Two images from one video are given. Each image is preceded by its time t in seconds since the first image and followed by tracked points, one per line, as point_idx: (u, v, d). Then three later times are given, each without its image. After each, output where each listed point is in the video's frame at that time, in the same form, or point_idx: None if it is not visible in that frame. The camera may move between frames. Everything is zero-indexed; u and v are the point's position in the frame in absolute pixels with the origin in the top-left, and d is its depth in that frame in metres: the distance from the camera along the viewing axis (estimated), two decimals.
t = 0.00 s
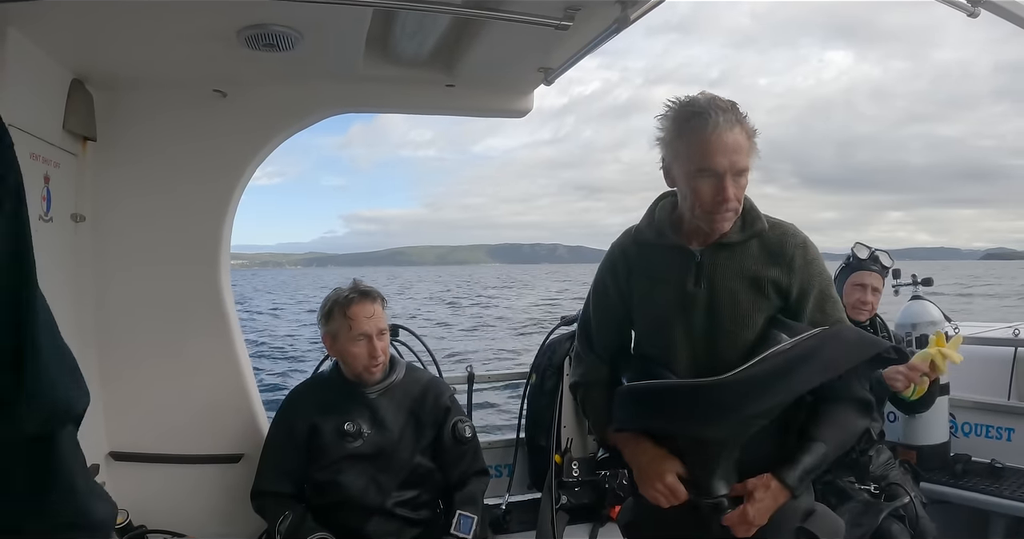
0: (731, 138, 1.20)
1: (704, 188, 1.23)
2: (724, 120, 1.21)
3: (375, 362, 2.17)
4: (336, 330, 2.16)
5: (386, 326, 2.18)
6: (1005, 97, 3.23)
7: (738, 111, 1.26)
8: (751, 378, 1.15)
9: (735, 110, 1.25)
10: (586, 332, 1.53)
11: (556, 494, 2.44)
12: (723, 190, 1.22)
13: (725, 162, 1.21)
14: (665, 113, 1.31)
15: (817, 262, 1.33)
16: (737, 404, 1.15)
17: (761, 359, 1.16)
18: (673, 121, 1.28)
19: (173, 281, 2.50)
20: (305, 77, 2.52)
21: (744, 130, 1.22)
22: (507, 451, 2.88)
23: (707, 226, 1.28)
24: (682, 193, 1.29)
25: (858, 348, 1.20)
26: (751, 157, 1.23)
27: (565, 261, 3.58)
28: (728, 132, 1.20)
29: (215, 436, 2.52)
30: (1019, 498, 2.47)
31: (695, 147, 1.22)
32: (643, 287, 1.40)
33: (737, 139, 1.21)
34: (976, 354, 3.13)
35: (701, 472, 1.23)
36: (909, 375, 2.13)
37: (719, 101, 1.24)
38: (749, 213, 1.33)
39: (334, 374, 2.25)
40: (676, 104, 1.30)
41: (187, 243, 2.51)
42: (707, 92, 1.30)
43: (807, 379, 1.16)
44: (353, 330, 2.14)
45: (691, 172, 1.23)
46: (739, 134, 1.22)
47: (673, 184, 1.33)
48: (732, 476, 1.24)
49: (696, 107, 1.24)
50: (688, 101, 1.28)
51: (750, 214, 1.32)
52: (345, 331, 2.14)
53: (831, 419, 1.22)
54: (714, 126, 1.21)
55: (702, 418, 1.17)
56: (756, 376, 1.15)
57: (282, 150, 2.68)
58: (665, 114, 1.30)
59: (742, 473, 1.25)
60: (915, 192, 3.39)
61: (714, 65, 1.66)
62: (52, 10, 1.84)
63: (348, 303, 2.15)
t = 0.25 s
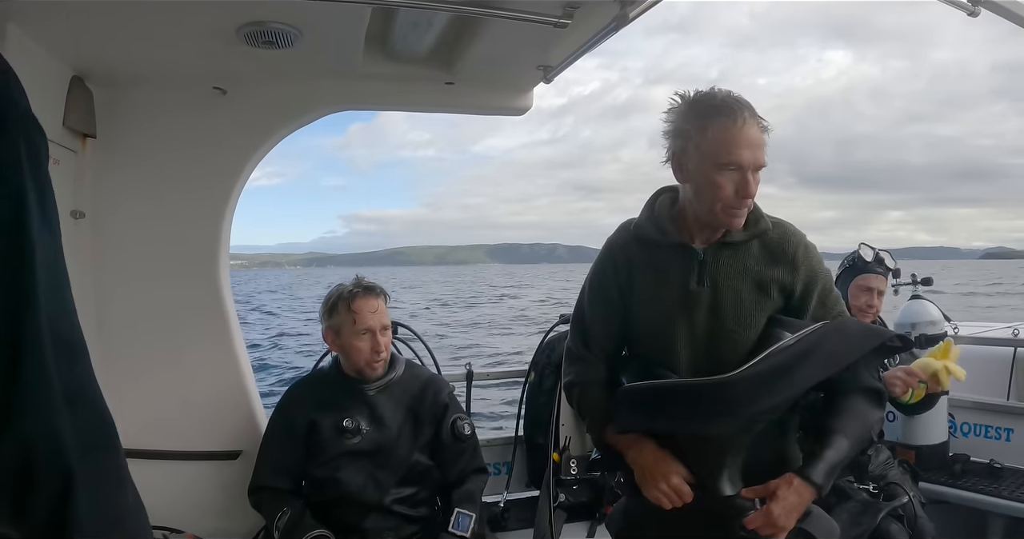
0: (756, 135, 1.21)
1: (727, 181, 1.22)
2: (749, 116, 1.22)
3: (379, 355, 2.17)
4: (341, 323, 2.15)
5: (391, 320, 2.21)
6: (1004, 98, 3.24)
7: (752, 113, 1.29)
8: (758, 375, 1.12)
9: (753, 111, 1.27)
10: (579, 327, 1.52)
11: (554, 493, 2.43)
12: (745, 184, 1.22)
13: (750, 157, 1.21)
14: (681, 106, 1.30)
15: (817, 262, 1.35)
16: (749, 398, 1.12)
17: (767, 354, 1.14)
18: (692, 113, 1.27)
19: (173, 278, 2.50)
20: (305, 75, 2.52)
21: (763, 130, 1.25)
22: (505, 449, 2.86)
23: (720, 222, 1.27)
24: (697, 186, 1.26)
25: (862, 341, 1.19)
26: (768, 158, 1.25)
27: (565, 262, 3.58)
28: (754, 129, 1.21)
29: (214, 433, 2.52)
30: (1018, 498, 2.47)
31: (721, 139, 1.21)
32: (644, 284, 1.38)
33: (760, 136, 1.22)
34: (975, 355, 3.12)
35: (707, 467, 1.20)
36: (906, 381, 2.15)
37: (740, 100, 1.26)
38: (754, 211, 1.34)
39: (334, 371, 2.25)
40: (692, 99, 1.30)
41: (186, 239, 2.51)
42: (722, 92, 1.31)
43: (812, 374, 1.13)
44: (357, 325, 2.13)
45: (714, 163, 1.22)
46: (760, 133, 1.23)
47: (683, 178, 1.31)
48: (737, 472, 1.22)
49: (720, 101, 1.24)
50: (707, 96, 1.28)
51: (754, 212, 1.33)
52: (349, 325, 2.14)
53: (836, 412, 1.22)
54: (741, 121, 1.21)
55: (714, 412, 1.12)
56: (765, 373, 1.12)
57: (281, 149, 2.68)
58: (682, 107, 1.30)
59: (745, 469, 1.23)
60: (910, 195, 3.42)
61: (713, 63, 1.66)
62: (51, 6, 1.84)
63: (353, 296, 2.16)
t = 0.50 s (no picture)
0: (762, 136, 1.19)
1: (729, 183, 1.21)
2: (757, 117, 1.19)
3: (374, 355, 2.16)
4: (336, 322, 2.15)
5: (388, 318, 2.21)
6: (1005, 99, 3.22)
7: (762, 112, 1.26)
8: (767, 376, 1.09)
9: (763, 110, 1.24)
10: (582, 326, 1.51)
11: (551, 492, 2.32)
12: (748, 187, 1.20)
13: (755, 158, 1.19)
14: (687, 104, 1.28)
15: (824, 264, 1.34)
16: (757, 401, 1.09)
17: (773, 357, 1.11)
18: (699, 111, 1.25)
19: (172, 277, 2.49)
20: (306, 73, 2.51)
21: (771, 130, 1.22)
22: (504, 449, 2.84)
23: (723, 224, 1.26)
24: (701, 187, 1.26)
25: (870, 344, 1.17)
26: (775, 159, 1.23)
27: (564, 262, 3.56)
28: (761, 129, 1.19)
29: (213, 432, 2.52)
30: (1018, 501, 2.46)
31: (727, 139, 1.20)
32: (647, 286, 1.37)
33: (767, 137, 1.20)
34: (975, 357, 3.11)
35: (712, 469, 1.19)
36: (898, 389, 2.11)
37: (750, 98, 1.23)
38: (761, 213, 1.32)
39: (333, 370, 2.24)
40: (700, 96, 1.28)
41: (186, 237, 2.50)
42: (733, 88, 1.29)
43: (818, 379, 1.11)
44: (353, 323, 2.13)
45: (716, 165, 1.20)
46: (767, 134, 1.21)
47: (688, 177, 1.30)
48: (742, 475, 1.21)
49: (728, 99, 1.22)
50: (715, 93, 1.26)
51: (761, 214, 1.31)
52: (344, 323, 2.14)
53: (844, 416, 1.21)
54: (747, 121, 1.19)
55: (721, 414, 1.10)
56: (774, 374, 1.09)
57: (279, 148, 2.67)
58: (689, 104, 1.28)
59: (751, 474, 1.21)
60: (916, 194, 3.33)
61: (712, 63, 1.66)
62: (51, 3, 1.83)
63: (348, 295, 2.15)
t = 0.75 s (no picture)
0: (760, 155, 1.12)
1: (724, 203, 1.16)
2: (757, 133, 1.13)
3: (374, 358, 2.15)
4: (335, 325, 2.14)
5: (385, 324, 2.17)
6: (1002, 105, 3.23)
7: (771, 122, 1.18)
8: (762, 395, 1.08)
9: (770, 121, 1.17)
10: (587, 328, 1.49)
11: (548, 497, 2.27)
12: (744, 208, 1.15)
13: (751, 180, 1.13)
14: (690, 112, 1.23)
15: (833, 281, 1.32)
16: (743, 420, 1.08)
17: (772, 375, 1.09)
18: (699, 123, 1.19)
19: (170, 278, 2.48)
20: (306, 74, 2.51)
21: (775, 146, 1.15)
22: (501, 452, 2.79)
23: (723, 241, 1.22)
24: (698, 201, 1.22)
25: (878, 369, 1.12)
26: (779, 176, 1.16)
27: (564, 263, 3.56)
28: (760, 148, 1.12)
29: (210, 434, 2.51)
30: (1017, 507, 2.46)
31: (721, 159, 1.14)
32: (650, 294, 1.34)
33: (769, 155, 1.13)
34: (974, 362, 3.11)
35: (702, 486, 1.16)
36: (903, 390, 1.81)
37: (755, 109, 1.16)
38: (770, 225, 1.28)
39: (331, 374, 2.23)
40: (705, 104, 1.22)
41: (184, 238, 2.49)
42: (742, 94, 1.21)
43: (821, 400, 1.08)
44: (351, 327, 2.12)
45: (711, 184, 1.16)
46: (769, 151, 1.14)
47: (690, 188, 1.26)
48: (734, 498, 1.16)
49: (727, 112, 1.16)
50: (717, 102, 1.20)
51: (771, 225, 1.28)
52: (344, 326, 2.13)
53: (852, 443, 1.17)
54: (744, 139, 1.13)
55: (709, 429, 1.10)
56: (768, 392, 1.08)
57: (282, 148, 2.66)
58: (691, 113, 1.22)
59: (743, 495, 1.16)
60: (917, 193, 3.38)
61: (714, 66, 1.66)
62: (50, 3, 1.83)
63: (348, 297, 2.15)
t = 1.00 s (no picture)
0: (753, 168, 1.11)
1: (716, 214, 1.16)
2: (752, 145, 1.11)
3: (367, 362, 2.13)
4: (330, 327, 2.13)
5: (380, 328, 2.15)
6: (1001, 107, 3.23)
7: (774, 132, 1.16)
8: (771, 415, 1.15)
9: (772, 131, 1.14)
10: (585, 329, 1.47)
11: (547, 502, 2.20)
12: (738, 223, 1.15)
13: (743, 192, 1.13)
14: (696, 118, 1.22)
15: (841, 286, 1.31)
16: (757, 439, 1.16)
17: (780, 391, 1.17)
18: (700, 131, 1.19)
19: (168, 280, 2.47)
20: (305, 75, 2.49)
21: (773, 157, 1.13)
22: (500, 456, 2.78)
23: (718, 251, 1.22)
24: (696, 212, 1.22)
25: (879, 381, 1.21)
26: (775, 189, 1.14)
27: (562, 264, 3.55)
28: (753, 160, 1.11)
29: (207, 436, 2.49)
30: (1018, 511, 2.44)
31: (714, 170, 1.14)
32: (656, 300, 1.33)
33: (763, 167, 1.11)
34: (974, 365, 3.09)
35: (714, 498, 1.26)
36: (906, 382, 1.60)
37: (756, 119, 1.14)
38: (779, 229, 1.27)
39: (329, 376, 2.22)
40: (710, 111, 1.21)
41: (181, 240, 2.48)
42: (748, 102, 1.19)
43: (828, 407, 1.17)
44: (345, 329, 2.11)
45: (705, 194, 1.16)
46: (765, 162, 1.12)
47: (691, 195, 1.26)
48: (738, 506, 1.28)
49: (725, 122, 1.15)
50: (721, 110, 1.19)
51: (779, 230, 1.27)
52: (338, 329, 2.12)
53: (848, 454, 1.26)
54: (738, 151, 1.12)
55: (722, 450, 1.18)
56: (780, 412, 1.15)
57: (280, 149, 2.65)
58: (695, 119, 1.22)
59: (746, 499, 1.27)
60: (914, 194, 3.52)
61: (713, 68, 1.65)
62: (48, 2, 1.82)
63: (342, 300, 2.14)
